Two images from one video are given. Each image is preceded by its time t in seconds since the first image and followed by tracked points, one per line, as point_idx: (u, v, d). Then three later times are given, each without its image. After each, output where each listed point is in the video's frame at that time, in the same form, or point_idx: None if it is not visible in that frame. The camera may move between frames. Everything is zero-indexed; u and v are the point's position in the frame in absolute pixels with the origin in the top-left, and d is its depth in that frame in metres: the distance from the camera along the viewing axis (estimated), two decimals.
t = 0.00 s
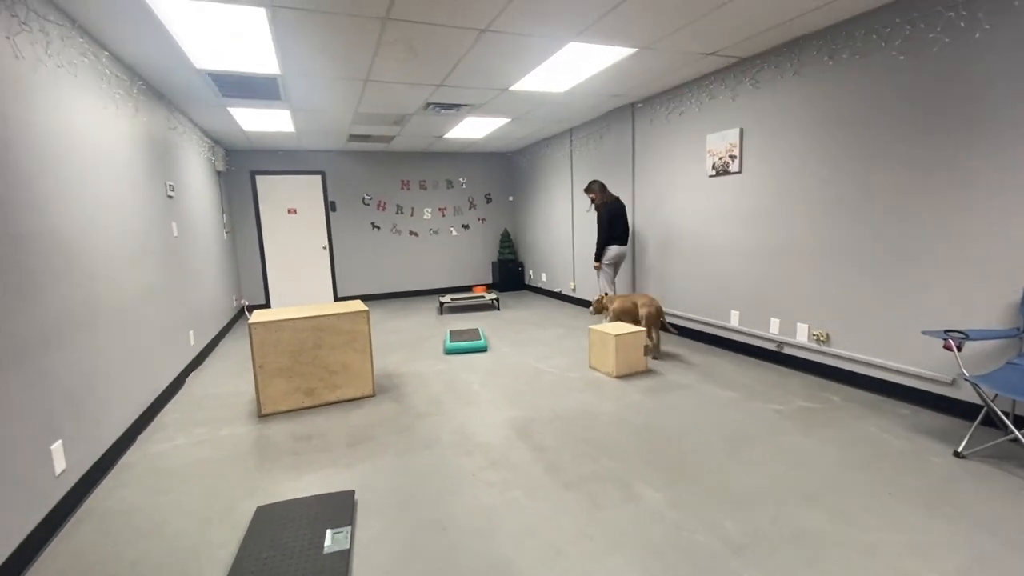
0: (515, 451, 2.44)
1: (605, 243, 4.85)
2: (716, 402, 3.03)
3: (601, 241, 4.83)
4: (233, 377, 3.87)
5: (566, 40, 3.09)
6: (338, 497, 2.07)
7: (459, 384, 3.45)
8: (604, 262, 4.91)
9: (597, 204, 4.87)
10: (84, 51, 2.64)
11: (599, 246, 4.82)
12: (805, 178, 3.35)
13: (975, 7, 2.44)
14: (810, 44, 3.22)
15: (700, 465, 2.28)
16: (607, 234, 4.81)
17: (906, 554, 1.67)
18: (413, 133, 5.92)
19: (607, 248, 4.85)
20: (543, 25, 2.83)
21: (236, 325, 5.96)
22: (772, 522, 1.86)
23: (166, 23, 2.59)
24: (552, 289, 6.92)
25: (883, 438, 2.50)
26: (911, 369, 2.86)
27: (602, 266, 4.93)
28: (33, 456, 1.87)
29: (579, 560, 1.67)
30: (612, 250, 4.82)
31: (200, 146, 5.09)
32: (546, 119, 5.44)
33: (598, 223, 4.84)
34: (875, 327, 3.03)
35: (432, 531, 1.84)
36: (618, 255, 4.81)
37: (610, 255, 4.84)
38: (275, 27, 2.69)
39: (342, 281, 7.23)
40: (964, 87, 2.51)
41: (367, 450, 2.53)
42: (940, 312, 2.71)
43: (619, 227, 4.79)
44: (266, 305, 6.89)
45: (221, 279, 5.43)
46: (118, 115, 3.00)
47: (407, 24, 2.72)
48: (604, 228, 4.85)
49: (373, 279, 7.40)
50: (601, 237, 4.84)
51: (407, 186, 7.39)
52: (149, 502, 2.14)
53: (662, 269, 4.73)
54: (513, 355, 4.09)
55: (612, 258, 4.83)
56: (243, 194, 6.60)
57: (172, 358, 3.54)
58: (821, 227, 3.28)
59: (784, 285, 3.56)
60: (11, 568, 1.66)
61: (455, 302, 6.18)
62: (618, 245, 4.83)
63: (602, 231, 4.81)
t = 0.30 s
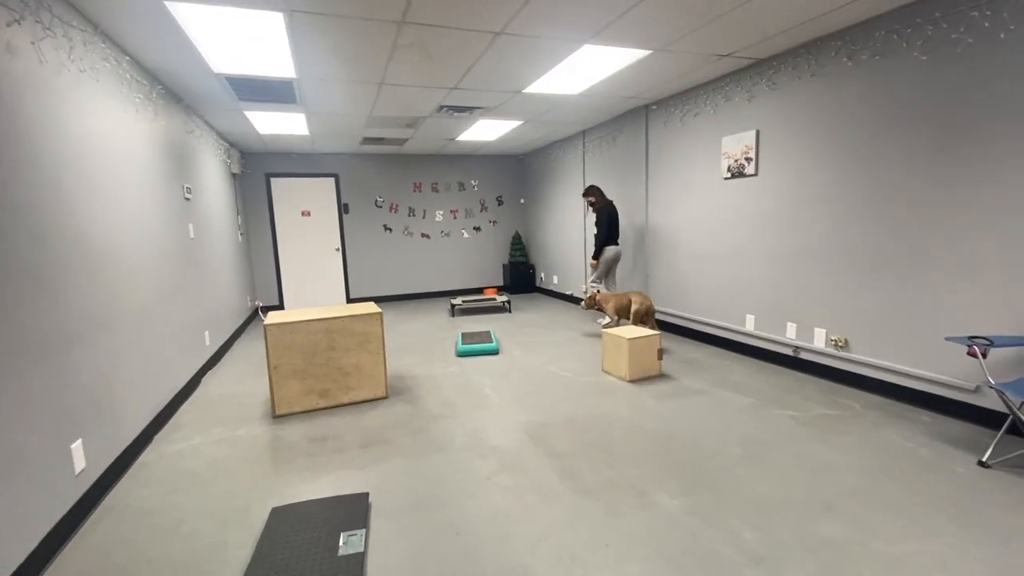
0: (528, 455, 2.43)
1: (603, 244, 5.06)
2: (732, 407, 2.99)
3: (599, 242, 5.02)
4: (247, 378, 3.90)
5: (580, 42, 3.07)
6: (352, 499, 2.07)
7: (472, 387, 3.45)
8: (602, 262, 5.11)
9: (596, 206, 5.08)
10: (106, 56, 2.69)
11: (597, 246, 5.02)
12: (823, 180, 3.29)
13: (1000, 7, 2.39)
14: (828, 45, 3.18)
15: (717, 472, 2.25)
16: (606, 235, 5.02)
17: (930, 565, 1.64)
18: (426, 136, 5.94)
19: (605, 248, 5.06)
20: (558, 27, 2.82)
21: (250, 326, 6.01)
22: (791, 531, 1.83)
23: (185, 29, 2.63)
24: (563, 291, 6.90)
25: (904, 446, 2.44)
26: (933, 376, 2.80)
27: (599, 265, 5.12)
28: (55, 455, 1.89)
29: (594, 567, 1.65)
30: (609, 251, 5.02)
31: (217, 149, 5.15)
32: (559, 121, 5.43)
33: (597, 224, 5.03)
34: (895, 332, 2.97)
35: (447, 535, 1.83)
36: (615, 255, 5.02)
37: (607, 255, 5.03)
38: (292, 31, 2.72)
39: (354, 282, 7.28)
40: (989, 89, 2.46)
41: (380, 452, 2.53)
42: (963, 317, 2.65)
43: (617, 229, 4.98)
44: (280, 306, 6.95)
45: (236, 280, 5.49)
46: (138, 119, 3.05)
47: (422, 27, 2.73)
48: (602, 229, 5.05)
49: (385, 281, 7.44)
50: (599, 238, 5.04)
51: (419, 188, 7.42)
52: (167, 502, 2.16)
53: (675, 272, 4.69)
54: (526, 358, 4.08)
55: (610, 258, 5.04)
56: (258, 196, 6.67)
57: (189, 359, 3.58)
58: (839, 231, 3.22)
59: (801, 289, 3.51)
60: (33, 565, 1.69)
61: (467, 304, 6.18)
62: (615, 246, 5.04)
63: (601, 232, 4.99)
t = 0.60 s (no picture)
0: (536, 455, 2.41)
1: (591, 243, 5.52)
2: (743, 407, 2.95)
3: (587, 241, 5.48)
4: (255, 376, 3.91)
5: (588, 39, 3.04)
6: (359, 498, 2.06)
7: (479, 386, 3.44)
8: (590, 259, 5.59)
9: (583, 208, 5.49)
10: (115, 55, 2.70)
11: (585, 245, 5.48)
12: (835, 177, 3.24)
13: None
14: (842, 40, 3.12)
15: (727, 473, 2.22)
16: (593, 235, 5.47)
17: (948, 570, 1.60)
18: (433, 134, 5.93)
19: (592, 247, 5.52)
20: (567, 24, 2.79)
21: (259, 324, 6.05)
22: (804, 533, 1.80)
23: (193, 27, 2.63)
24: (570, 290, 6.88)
25: (919, 448, 2.40)
26: (949, 376, 2.75)
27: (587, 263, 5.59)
28: (64, 452, 1.90)
29: (603, 569, 1.63)
30: (596, 249, 5.48)
31: (225, 147, 5.17)
32: (566, 119, 5.40)
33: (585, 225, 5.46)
34: (910, 331, 2.91)
35: (455, 536, 1.82)
36: (601, 253, 5.49)
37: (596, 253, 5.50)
38: (300, 29, 2.72)
39: (361, 281, 7.29)
40: (1008, 83, 2.40)
41: (388, 451, 2.52)
42: (980, 317, 2.59)
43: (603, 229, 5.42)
44: (288, 304, 6.98)
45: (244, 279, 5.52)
46: (147, 118, 3.07)
47: (429, 23, 2.71)
48: (589, 229, 5.49)
49: (392, 280, 7.45)
50: (587, 237, 5.50)
51: (426, 186, 7.42)
52: (176, 500, 2.17)
53: (683, 270, 4.66)
54: (533, 357, 4.06)
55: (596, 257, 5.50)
56: (266, 195, 6.70)
57: (198, 357, 3.60)
58: (851, 229, 3.18)
59: (812, 287, 3.46)
60: (43, 561, 1.69)
61: (474, 303, 6.17)
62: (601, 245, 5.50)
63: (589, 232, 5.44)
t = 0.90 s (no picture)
0: (541, 454, 2.41)
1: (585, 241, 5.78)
2: (750, 408, 2.93)
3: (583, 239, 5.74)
4: (262, 372, 3.93)
5: (596, 36, 3.02)
6: (364, 495, 2.06)
7: (484, 384, 3.43)
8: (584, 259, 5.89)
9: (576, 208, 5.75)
10: (124, 53, 2.71)
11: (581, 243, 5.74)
12: (846, 176, 3.20)
13: None
14: (853, 37, 3.08)
15: (733, 473, 2.20)
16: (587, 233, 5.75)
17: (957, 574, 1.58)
18: (439, 132, 5.92)
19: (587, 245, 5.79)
20: (575, 21, 2.77)
21: (266, 321, 6.08)
22: (811, 535, 1.78)
23: (202, 25, 2.64)
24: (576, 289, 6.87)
25: (929, 450, 2.37)
26: (959, 378, 2.71)
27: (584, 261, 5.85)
28: (72, 447, 1.92)
29: (607, 569, 1.62)
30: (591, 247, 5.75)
31: (233, 145, 5.19)
32: (573, 117, 5.38)
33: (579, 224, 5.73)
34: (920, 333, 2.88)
35: (458, 534, 1.82)
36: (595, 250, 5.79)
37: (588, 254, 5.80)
38: (308, 27, 2.72)
39: (368, 279, 7.31)
40: None
41: (393, 448, 2.53)
42: (993, 318, 2.55)
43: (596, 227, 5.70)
44: (295, 301, 7.02)
45: (251, 276, 5.54)
46: (156, 115, 3.09)
47: (437, 20, 2.69)
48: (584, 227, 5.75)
49: (398, 277, 7.47)
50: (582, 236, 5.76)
51: (432, 185, 7.42)
52: (182, 494, 2.18)
53: (690, 270, 4.63)
54: (539, 356, 4.05)
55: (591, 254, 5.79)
56: (274, 193, 6.73)
57: (205, 353, 3.62)
58: (861, 228, 3.14)
59: (821, 287, 3.42)
60: (51, 554, 1.71)
61: (479, 301, 6.18)
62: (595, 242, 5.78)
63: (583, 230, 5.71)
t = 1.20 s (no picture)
0: (547, 454, 2.40)
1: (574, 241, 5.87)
2: (757, 411, 2.91)
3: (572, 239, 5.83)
4: (269, 369, 3.95)
5: (607, 35, 3.01)
6: (369, 492, 2.07)
7: (490, 384, 3.43)
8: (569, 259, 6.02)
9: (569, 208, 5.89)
10: (137, 50, 2.74)
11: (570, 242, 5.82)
12: (858, 179, 3.16)
13: None
14: (866, 38, 3.05)
15: (740, 477, 2.19)
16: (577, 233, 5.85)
17: None
18: (447, 131, 5.93)
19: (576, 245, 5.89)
20: (584, 21, 2.77)
21: (274, 318, 6.12)
22: (818, 540, 1.77)
23: (214, 23, 2.66)
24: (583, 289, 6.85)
25: (939, 456, 2.34)
26: (970, 383, 2.67)
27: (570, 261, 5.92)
28: (82, 440, 1.94)
29: (612, 570, 1.61)
30: (579, 247, 5.84)
31: (243, 142, 5.22)
32: (582, 117, 5.36)
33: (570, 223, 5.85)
34: (931, 337, 2.84)
35: (463, 532, 1.82)
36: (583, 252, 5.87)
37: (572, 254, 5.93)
38: (318, 25, 2.73)
39: (375, 277, 7.33)
40: None
41: (398, 446, 2.53)
42: (1006, 323, 2.51)
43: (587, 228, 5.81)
44: (302, 299, 7.05)
45: (259, 273, 5.58)
46: (168, 112, 3.12)
47: (447, 19, 2.70)
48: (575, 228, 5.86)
49: (405, 276, 7.48)
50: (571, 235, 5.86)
51: (440, 184, 7.43)
52: (190, 489, 2.20)
53: (698, 271, 4.60)
54: (545, 356, 4.04)
55: (578, 254, 5.86)
56: (282, 191, 6.76)
57: (213, 349, 3.65)
58: (872, 231, 3.11)
59: (830, 291, 3.39)
60: (60, 545, 1.73)
61: (485, 300, 6.18)
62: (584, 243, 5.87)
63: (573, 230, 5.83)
